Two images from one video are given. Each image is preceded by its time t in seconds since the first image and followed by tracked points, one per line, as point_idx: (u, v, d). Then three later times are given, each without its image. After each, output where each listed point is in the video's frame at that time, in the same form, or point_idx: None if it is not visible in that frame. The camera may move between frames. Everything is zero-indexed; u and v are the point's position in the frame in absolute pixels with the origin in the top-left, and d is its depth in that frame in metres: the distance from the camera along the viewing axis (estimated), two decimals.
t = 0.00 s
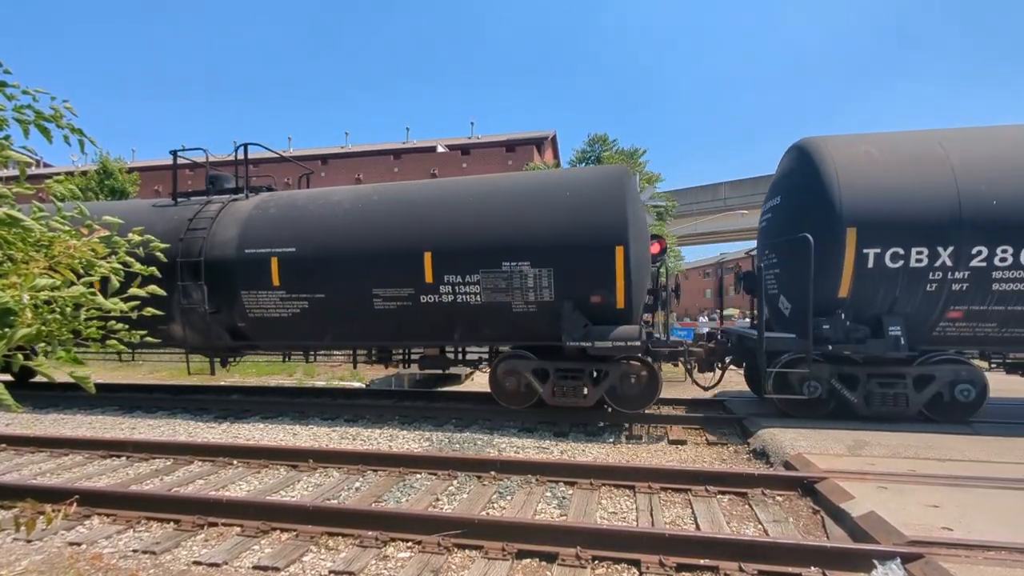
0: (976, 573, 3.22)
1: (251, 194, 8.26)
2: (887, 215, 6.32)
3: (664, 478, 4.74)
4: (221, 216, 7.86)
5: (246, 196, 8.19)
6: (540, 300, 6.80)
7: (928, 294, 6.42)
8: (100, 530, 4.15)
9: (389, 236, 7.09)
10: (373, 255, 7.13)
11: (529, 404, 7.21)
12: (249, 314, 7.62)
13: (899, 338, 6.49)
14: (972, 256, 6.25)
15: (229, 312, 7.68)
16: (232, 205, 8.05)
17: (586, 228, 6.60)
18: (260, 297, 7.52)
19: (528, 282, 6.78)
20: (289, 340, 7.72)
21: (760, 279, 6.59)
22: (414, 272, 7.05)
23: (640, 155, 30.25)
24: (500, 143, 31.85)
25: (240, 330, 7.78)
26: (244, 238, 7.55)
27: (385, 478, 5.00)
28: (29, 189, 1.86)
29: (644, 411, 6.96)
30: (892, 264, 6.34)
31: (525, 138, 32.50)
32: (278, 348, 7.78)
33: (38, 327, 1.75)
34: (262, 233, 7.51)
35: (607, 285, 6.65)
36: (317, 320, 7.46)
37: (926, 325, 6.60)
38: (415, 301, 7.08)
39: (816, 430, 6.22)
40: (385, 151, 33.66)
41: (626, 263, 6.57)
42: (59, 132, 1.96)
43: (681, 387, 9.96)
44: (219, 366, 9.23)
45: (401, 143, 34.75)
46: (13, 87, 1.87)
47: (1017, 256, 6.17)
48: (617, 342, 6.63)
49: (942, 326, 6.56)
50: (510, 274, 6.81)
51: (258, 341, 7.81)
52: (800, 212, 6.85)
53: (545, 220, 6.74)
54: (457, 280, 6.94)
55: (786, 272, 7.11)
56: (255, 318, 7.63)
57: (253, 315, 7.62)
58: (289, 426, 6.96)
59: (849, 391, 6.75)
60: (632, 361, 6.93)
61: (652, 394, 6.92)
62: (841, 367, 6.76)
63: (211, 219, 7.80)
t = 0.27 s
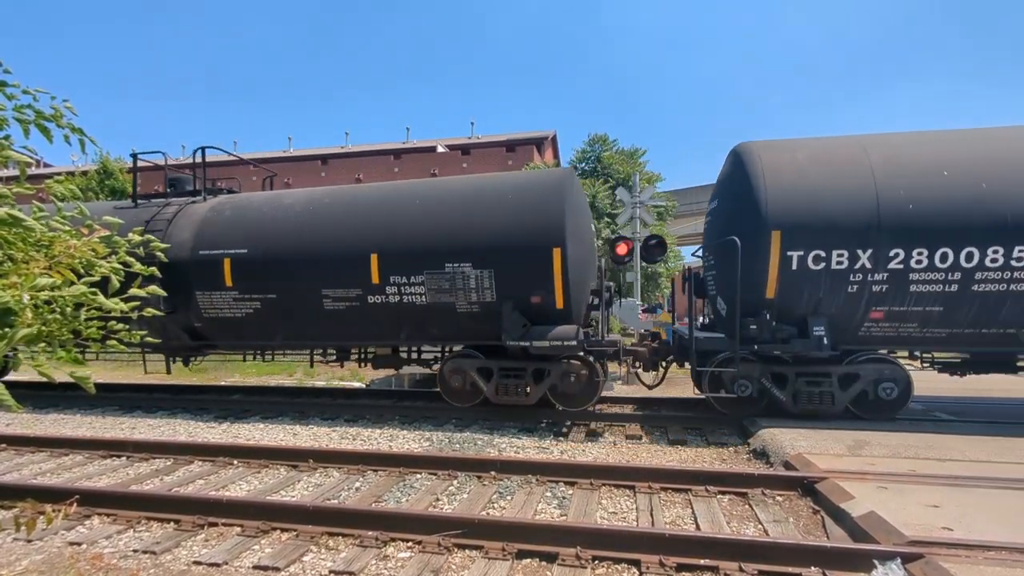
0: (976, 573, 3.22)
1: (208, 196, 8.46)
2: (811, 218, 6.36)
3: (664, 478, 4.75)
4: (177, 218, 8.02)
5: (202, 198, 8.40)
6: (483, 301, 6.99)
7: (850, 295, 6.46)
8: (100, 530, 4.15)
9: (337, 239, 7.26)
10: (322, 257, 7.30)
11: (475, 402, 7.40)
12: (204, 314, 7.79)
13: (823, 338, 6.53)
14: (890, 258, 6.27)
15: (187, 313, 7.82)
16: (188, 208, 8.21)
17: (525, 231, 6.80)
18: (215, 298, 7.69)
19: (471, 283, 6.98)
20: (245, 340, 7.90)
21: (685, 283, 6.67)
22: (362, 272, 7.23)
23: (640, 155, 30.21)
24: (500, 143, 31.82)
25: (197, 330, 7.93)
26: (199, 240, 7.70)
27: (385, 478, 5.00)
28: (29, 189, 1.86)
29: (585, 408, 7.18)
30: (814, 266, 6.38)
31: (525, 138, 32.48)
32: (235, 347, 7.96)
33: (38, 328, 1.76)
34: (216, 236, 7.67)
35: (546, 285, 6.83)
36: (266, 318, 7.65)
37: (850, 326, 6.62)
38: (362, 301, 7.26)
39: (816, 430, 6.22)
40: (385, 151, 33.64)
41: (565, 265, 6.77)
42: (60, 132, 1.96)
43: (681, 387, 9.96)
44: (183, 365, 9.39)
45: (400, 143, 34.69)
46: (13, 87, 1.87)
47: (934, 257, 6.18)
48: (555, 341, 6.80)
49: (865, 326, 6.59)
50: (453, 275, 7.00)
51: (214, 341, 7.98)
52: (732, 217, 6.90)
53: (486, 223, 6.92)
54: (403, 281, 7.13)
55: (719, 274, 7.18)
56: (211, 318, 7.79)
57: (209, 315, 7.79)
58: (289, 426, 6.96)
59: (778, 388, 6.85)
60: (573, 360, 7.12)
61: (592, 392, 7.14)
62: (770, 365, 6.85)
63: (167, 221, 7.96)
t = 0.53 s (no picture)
0: (976, 573, 3.22)
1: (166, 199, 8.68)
2: (738, 221, 6.44)
3: (665, 478, 4.75)
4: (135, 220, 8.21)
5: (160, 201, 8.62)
6: (427, 301, 7.21)
7: (776, 296, 6.54)
8: (100, 530, 4.15)
9: (289, 242, 7.44)
10: (279, 257, 7.49)
11: (423, 400, 7.59)
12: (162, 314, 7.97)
13: (751, 338, 6.59)
14: (811, 260, 6.35)
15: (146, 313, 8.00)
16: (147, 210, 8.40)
17: (467, 233, 6.98)
18: (172, 299, 7.87)
19: (415, 283, 7.19)
20: (203, 340, 8.08)
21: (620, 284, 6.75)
22: (311, 273, 7.44)
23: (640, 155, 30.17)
24: (500, 142, 31.77)
25: (155, 330, 8.10)
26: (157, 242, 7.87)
27: (385, 478, 5.00)
28: (29, 189, 1.86)
29: (529, 407, 7.37)
30: (741, 269, 6.45)
31: (525, 138, 32.46)
32: (193, 347, 8.13)
33: (38, 327, 1.76)
34: (173, 237, 7.82)
35: (487, 285, 7.04)
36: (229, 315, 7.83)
37: (777, 326, 6.70)
38: (312, 301, 7.47)
39: (816, 430, 6.22)
40: (385, 150, 33.63)
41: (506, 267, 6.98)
42: (60, 132, 1.96)
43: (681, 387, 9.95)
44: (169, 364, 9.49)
45: (400, 144, 34.66)
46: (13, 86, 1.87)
47: (854, 259, 6.26)
48: (494, 340, 6.96)
49: (791, 326, 6.66)
50: (398, 276, 7.21)
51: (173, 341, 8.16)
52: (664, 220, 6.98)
53: (430, 226, 7.12)
54: (350, 282, 7.34)
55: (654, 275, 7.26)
56: (171, 318, 7.97)
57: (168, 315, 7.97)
58: (289, 426, 6.95)
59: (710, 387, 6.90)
60: (517, 361, 7.23)
61: (535, 392, 7.35)
62: (704, 365, 6.89)
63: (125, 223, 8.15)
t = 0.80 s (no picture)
0: (976, 573, 3.22)
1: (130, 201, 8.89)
2: (667, 223, 6.52)
3: (665, 477, 4.75)
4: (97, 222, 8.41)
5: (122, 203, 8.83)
6: (375, 301, 7.40)
7: (706, 297, 6.61)
8: (100, 529, 4.15)
9: (243, 244, 7.64)
10: (235, 260, 7.69)
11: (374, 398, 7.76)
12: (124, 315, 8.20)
13: (683, 338, 6.65)
14: (737, 262, 6.44)
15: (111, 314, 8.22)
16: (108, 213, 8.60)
17: (413, 235, 7.20)
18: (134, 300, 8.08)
19: (362, 284, 7.38)
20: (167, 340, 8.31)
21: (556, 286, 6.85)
22: (263, 274, 7.63)
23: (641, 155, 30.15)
24: (500, 142, 31.77)
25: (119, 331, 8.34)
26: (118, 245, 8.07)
27: (385, 478, 4.99)
28: (28, 189, 1.85)
29: (477, 404, 7.55)
30: (671, 271, 6.53)
31: (525, 138, 32.45)
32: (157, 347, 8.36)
33: (38, 327, 1.76)
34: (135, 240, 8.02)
35: (431, 287, 7.23)
36: (201, 313, 8.01)
37: (708, 328, 6.78)
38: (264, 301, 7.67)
39: (816, 430, 6.22)
40: (385, 150, 33.63)
41: (449, 267, 7.17)
42: (60, 132, 1.96)
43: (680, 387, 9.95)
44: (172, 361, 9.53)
45: (400, 144, 34.65)
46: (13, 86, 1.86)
47: (777, 261, 6.34)
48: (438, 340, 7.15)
49: (721, 326, 6.73)
50: (346, 277, 7.40)
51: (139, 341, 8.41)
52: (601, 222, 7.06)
53: (376, 228, 7.31)
54: (300, 283, 7.54)
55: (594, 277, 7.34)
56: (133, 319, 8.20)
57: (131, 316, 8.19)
58: (288, 426, 6.95)
59: (647, 385, 6.96)
60: (466, 359, 7.38)
61: (483, 389, 7.54)
62: (641, 364, 6.93)
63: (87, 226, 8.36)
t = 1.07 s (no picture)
0: (976, 573, 3.22)
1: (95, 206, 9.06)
2: (601, 226, 6.60)
3: (665, 477, 4.75)
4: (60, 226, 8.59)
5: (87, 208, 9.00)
6: (324, 301, 7.56)
7: (639, 298, 6.68)
8: (100, 529, 4.15)
9: (195, 247, 7.82)
10: (190, 260, 7.85)
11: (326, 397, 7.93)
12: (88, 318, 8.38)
13: (617, 337, 6.74)
14: (668, 263, 6.51)
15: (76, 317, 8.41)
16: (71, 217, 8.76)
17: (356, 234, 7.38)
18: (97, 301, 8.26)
19: (311, 285, 7.56)
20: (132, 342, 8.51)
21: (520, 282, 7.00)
22: (215, 275, 7.80)
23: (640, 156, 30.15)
24: (501, 142, 31.77)
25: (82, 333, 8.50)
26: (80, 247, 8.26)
27: (385, 478, 4.99)
28: (29, 188, 1.85)
29: (424, 402, 7.71)
30: (604, 272, 6.61)
31: (525, 138, 32.45)
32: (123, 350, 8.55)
33: (37, 327, 1.75)
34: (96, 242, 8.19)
35: (377, 287, 7.40)
36: (171, 315, 8.06)
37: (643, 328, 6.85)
38: (217, 302, 7.84)
39: (816, 430, 6.23)
40: (385, 150, 33.62)
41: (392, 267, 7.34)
42: (60, 131, 1.96)
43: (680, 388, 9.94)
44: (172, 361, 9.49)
45: (400, 144, 34.64)
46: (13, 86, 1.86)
47: (704, 263, 6.43)
48: (382, 339, 7.35)
49: (655, 327, 6.79)
50: (295, 277, 7.57)
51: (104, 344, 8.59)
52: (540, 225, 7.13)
53: (324, 230, 7.49)
54: (252, 284, 7.71)
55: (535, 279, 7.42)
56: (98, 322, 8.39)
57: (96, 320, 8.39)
58: (288, 426, 6.95)
59: (586, 384, 7.03)
60: (413, 360, 7.56)
61: (430, 389, 7.70)
62: (579, 363, 7.04)
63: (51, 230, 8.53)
